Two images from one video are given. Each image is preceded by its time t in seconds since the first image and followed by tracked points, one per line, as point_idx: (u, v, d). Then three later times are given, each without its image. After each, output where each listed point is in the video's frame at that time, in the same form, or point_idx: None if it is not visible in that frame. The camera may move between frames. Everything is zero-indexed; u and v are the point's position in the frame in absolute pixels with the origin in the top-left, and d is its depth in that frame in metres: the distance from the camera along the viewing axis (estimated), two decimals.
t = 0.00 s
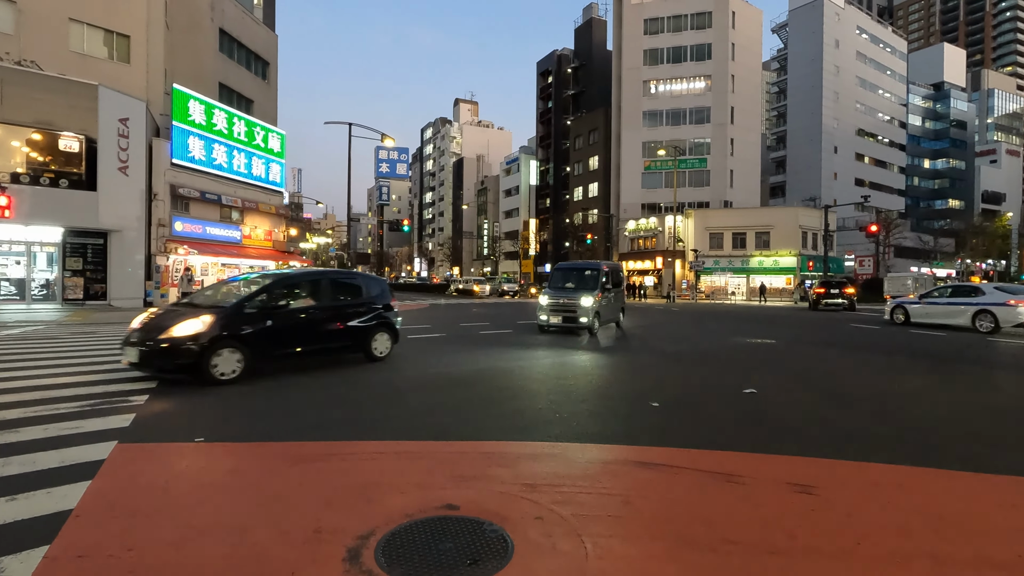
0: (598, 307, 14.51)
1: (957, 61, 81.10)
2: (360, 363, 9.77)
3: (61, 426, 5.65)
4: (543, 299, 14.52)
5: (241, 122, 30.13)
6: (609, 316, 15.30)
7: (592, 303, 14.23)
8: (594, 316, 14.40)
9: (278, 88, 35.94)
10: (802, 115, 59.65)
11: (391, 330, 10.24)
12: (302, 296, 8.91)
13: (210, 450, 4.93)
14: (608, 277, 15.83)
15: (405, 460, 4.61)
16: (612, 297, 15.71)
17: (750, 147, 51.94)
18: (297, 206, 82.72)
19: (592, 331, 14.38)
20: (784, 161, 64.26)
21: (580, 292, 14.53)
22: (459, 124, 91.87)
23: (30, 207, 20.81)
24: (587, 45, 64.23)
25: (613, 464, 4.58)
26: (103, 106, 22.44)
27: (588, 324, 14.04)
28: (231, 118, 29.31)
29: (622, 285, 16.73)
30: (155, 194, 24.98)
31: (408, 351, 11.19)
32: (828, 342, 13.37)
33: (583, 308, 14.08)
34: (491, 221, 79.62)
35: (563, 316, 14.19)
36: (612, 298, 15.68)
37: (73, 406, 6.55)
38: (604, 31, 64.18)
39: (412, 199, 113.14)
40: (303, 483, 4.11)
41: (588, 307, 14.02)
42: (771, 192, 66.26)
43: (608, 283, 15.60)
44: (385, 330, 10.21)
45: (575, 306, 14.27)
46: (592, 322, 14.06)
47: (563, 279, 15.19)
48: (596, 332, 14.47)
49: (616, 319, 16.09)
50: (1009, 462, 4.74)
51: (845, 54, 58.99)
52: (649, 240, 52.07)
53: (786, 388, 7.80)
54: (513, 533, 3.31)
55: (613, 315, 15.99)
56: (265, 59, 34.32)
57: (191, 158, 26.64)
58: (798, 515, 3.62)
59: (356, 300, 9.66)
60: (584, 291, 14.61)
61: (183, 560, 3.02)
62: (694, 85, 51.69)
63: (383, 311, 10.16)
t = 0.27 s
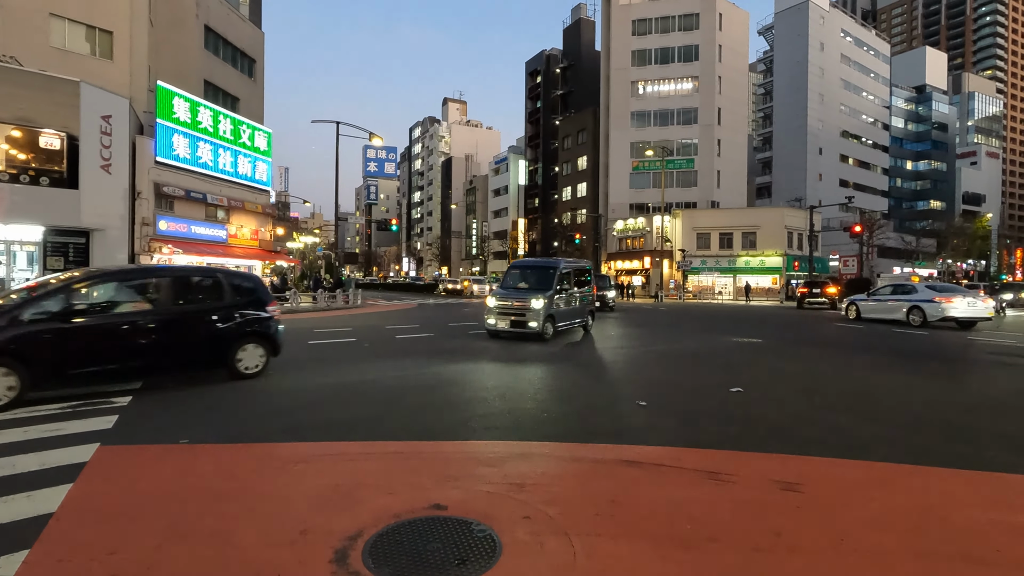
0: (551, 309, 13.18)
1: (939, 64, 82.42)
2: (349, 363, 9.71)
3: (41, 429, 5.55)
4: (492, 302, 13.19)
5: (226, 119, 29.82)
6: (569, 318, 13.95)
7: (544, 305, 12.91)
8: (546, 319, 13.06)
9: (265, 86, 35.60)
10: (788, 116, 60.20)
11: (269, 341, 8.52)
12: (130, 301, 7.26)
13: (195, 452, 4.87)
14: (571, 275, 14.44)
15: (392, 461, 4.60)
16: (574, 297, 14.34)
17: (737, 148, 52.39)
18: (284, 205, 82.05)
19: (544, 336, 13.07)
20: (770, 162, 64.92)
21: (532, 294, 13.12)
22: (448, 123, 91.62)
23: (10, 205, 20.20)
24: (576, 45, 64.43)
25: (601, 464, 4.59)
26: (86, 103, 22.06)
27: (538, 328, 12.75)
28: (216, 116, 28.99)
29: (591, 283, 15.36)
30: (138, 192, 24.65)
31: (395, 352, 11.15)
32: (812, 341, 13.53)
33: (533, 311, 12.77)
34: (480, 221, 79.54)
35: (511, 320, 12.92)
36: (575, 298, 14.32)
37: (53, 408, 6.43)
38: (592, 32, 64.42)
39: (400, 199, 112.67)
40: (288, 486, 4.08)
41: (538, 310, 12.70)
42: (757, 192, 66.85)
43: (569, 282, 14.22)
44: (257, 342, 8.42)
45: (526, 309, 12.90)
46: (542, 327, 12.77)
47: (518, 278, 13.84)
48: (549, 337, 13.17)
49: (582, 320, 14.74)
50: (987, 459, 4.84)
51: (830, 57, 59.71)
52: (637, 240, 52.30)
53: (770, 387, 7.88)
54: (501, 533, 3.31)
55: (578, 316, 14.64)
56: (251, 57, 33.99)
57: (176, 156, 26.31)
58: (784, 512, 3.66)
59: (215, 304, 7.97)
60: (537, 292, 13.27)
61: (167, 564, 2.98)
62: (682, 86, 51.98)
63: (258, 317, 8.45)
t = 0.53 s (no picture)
0: (491, 314, 11.61)
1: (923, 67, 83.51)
2: (338, 364, 9.66)
3: (23, 431, 5.46)
4: (424, 302, 11.70)
5: (214, 118, 29.52)
6: (516, 323, 12.40)
7: (482, 310, 11.35)
8: (485, 326, 11.49)
9: (253, 84, 35.28)
10: (776, 117, 60.66)
11: (69, 359, 6.76)
12: None
13: (182, 454, 4.81)
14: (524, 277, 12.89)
15: (383, 462, 4.57)
16: (523, 301, 12.77)
17: (725, 149, 52.77)
18: (273, 204, 81.44)
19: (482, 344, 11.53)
20: (758, 163, 65.47)
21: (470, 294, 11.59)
22: (438, 123, 91.39)
23: None
24: (566, 45, 64.60)
25: (592, 463, 4.60)
26: (70, 100, 21.80)
27: (472, 336, 11.22)
28: (203, 114, 28.70)
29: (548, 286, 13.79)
30: (124, 190, 24.34)
31: (386, 353, 11.09)
32: (800, 341, 13.64)
33: (467, 316, 11.22)
34: (470, 221, 79.46)
35: (444, 325, 11.36)
36: (526, 302, 12.77)
37: (36, 410, 6.33)
38: (582, 32, 64.61)
39: (390, 198, 112.19)
40: (276, 486, 4.05)
41: (473, 313, 11.17)
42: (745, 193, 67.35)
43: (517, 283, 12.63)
44: (51, 358, 6.67)
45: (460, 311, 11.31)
46: (478, 335, 11.25)
47: (460, 276, 12.39)
48: (488, 345, 11.63)
49: (534, 328, 13.16)
50: (969, 456, 4.92)
51: (817, 59, 60.32)
52: (627, 240, 52.52)
53: (759, 386, 7.93)
54: (491, 533, 3.31)
55: (530, 323, 13.06)
56: (239, 55, 33.69)
57: (162, 155, 26.03)
58: (771, 510, 3.69)
59: None
60: (476, 292, 11.74)
61: (154, 566, 2.96)
62: (672, 87, 52.25)
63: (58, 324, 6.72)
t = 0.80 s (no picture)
0: (408, 320, 10.08)
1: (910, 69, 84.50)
2: (328, 364, 9.61)
3: (8, 433, 5.39)
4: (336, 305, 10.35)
5: (202, 116, 29.24)
6: (447, 329, 10.87)
7: (395, 316, 9.83)
8: (400, 332, 9.98)
9: (242, 83, 34.97)
10: (765, 118, 61.10)
11: None
12: None
13: (170, 455, 4.77)
14: (461, 277, 11.31)
15: (373, 463, 4.56)
16: (459, 305, 11.19)
17: (715, 149, 53.12)
18: (262, 204, 80.87)
19: (396, 355, 10.03)
20: (747, 163, 65.93)
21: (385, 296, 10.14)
22: (429, 122, 91.18)
23: None
24: (557, 45, 64.71)
25: (582, 462, 4.62)
26: (55, 98, 21.54)
27: (382, 345, 9.72)
28: (192, 112, 28.44)
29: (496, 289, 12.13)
30: (110, 189, 24.05)
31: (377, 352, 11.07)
32: (789, 340, 13.75)
33: (376, 321, 9.75)
34: (461, 220, 79.40)
35: (353, 331, 9.97)
36: (463, 307, 11.20)
37: (22, 411, 6.25)
38: (573, 32, 64.72)
39: (381, 198, 111.76)
40: (266, 488, 4.03)
41: (382, 318, 9.70)
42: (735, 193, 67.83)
43: (451, 284, 11.08)
44: None
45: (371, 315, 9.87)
46: (389, 344, 9.76)
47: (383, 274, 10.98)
48: (404, 356, 10.13)
49: (475, 335, 11.59)
50: (954, 453, 4.99)
51: (805, 61, 60.88)
52: (618, 239, 52.73)
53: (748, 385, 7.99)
54: (481, 532, 3.31)
55: (469, 330, 11.51)
56: (228, 53, 33.38)
57: (150, 153, 25.76)
58: (758, 507, 3.73)
59: None
60: (394, 292, 10.27)
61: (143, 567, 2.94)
62: (662, 87, 52.46)
63: None
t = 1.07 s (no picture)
0: (296, 327, 8.61)
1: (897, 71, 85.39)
2: (319, 364, 9.57)
3: None
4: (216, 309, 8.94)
5: (191, 114, 28.98)
6: (354, 337, 9.41)
7: (275, 324, 8.38)
8: (282, 340, 8.48)
9: (232, 81, 34.68)
10: (755, 120, 61.46)
11: None
12: None
13: (159, 456, 4.73)
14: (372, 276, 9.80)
15: (364, 462, 4.55)
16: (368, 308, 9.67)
17: (705, 150, 53.42)
18: (252, 203, 80.29)
19: (276, 369, 8.48)
20: (737, 164, 66.35)
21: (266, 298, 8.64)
22: (420, 121, 90.89)
23: None
24: (549, 45, 64.81)
25: (575, 462, 4.62)
26: (41, 95, 21.28)
27: (258, 356, 8.26)
28: (180, 110, 28.18)
29: (421, 290, 10.62)
30: (97, 187, 23.79)
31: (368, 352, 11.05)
32: (778, 339, 13.84)
33: (251, 329, 8.32)
34: (453, 220, 79.30)
35: (229, 340, 8.56)
36: (375, 311, 9.75)
37: (8, 412, 6.18)
38: (564, 32, 64.84)
39: (373, 197, 111.31)
40: (255, 487, 4.02)
41: (256, 324, 8.25)
42: (726, 194, 68.22)
43: (357, 286, 9.55)
44: None
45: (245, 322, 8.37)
46: (265, 355, 8.27)
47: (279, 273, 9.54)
48: (288, 370, 8.58)
49: (394, 343, 10.07)
50: (941, 451, 5.05)
51: (795, 62, 61.36)
52: (609, 239, 52.91)
53: (737, 384, 8.04)
54: (472, 531, 3.32)
55: (386, 338, 10.00)
56: (217, 51, 33.11)
57: (137, 152, 25.52)
58: (748, 505, 3.76)
59: None
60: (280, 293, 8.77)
61: (130, 569, 2.92)
62: (653, 88, 52.67)
63: None
